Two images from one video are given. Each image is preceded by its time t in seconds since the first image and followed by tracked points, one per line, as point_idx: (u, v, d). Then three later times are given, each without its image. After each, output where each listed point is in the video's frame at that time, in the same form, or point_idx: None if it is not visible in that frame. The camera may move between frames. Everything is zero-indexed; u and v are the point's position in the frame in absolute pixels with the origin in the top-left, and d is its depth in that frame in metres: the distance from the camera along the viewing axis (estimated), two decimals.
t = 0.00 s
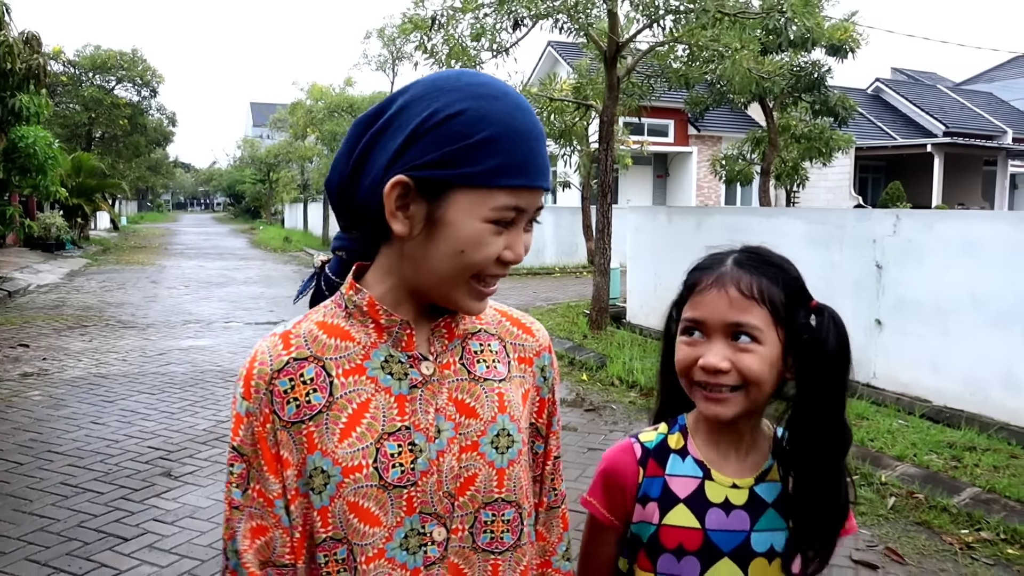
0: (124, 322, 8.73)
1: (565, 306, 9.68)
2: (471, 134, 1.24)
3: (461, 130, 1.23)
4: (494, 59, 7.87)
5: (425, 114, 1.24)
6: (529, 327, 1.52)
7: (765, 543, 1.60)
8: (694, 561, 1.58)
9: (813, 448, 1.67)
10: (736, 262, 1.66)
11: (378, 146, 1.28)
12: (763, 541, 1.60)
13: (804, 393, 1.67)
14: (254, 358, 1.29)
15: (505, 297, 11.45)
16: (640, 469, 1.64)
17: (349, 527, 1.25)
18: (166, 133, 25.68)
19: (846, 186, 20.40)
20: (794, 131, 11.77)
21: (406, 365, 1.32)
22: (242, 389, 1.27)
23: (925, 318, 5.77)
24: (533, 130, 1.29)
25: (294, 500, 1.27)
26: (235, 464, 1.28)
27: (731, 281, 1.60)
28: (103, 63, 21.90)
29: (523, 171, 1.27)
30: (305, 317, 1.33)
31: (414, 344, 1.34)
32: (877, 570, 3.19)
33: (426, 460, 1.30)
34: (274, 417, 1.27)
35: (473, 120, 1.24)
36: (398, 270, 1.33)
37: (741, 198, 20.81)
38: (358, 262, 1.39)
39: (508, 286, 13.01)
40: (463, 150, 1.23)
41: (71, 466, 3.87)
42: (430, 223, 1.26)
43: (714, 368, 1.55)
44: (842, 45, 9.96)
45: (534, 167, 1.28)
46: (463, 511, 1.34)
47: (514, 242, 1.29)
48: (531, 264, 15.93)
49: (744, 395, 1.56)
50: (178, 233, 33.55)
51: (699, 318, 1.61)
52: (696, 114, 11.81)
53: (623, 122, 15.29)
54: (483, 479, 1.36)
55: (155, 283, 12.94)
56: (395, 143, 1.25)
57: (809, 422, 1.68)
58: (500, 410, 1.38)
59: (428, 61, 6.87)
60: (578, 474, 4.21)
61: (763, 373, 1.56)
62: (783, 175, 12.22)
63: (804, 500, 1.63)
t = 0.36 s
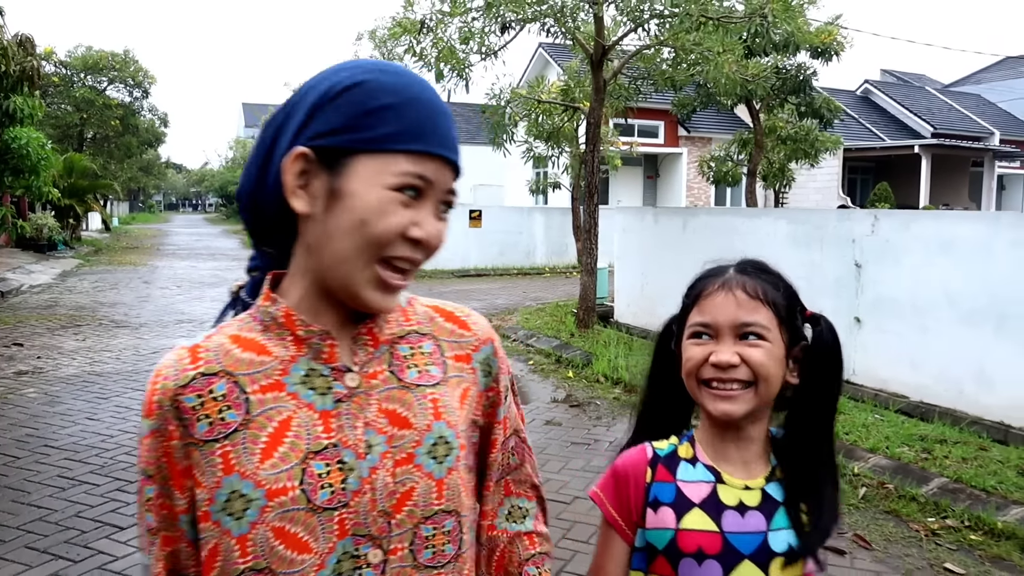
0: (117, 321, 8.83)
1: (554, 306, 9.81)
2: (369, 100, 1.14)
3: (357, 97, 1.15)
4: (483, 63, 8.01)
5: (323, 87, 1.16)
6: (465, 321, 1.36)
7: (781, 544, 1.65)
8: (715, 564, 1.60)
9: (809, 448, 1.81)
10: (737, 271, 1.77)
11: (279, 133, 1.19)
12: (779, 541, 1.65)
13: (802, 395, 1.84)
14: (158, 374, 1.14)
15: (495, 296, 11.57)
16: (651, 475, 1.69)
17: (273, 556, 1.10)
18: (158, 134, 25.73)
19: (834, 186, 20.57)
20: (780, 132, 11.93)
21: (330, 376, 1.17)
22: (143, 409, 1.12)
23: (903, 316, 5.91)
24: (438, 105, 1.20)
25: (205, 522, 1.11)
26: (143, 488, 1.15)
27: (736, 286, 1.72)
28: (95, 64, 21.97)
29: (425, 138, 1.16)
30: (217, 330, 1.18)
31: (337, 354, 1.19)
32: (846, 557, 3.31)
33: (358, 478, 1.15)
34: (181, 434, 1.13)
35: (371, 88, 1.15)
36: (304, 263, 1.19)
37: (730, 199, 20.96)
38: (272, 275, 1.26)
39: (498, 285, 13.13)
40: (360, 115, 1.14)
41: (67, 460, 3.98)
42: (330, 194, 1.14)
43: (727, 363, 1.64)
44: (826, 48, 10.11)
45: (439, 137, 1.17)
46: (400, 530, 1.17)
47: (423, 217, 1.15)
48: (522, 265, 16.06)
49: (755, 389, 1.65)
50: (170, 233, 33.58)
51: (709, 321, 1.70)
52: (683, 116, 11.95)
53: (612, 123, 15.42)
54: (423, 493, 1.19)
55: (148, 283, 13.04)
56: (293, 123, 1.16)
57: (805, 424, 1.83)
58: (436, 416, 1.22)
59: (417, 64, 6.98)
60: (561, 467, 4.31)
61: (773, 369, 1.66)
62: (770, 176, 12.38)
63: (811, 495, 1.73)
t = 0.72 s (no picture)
0: (102, 320, 8.91)
1: (535, 304, 9.95)
2: (307, 93, 1.17)
3: (297, 89, 1.17)
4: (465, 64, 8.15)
5: (266, 85, 1.20)
6: (414, 338, 1.31)
7: (844, 553, 1.64)
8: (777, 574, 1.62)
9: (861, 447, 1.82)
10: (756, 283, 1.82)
11: (228, 131, 1.23)
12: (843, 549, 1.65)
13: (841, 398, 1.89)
14: (101, 386, 1.16)
15: (478, 295, 11.70)
16: (704, 488, 1.71)
17: (216, 563, 1.13)
18: (143, 133, 25.67)
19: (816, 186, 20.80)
20: (759, 133, 12.11)
21: (267, 389, 1.17)
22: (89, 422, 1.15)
23: (871, 313, 6.09)
24: (381, 102, 1.21)
25: (147, 542, 1.12)
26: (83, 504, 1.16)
27: (764, 294, 1.76)
28: (79, 63, 21.93)
29: (363, 129, 1.16)
30: (161, 340, 1.20)
31: (276, 364, 1.19)
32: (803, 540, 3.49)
33: (298, 491, 1.14)
34: (124, 447, 1.15)
35: (311, 81, 1.18)
36: (243, 259, 1.20)
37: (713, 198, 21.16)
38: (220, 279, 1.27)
39: (481, 284, 13.24)
40: (297, 106, 1.16)
41: (55, 453, 4.09)
42: (267, 183, 1.15)
43: (777, 369, 1.67)
44: (803, 51, 10.28)
45: (378, 132, 1.18)
46: (344, 545, 1.16)
47: (358, 209, 1.15)
48: (506, 264, 16.19)
49: (803, 391, 1.68)
50: (154, 232, 33.48)
51: (747, 333, 1.73)
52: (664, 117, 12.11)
53: (596, 123, 15.54)
54: (366, 508, 1.17)
55: (133, 282, 13.09)
56: (239, 119, 1.20)
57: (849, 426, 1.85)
58: (377, 431, 1.19)
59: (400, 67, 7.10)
60: (536, 457, 4.46)
61: (820, 366, 1.70)
62: (750, 176, 12.55)
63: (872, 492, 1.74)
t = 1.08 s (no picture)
0: (77, 319, 8.95)
1: (509, 303, 10.10)
2: (364, 104, 1.13)
3: (352, 100, 1.13)
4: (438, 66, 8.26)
5: (317, 94, 1.15)
6: (457, 342, 1.33)
7: (834, 559, 1.63)
8: None
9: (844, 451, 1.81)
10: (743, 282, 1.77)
11: (275, 142, 1.17)
12: (832, 555, 1.62)
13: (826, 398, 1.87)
14: (157, 399, 1.09)
15: (453, 294, 11.82)
16: (695, 496, 1.65)
17: None
18: (117, 132, 25.53)
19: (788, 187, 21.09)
20: (728, 136, 12.32)
21: (327, 392, 1.13)
22: (149, 434, 1.07)
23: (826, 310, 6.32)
24: (431, 112, 1.18)
25: (235, 557, 1.05)
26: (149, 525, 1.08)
27: (757, 292, 1.72)
28: (52, 61, 21.79)
29: (421, 141, 1.14)
30: (211, 350, 1.14)
31: (333, 368, 1.15)
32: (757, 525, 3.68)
33: (365, 493, 1.10)
34: (190, 461, 1.07)
35: (365, 92, 1.14)
36: (299, 273, 1.15)
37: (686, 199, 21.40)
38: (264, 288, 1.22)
39: (457, 284, 13.35)
40: (352, 119, 1.12)
41: (33, 447, 4.18)
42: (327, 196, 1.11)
43: (772, 369, 1.62)
44: (770, 56, 10.47)
45: (434, 145, 1.15)
46: (412, 547, 1.13)
47: (420, 223, 1.12)
48: (481, 264, 16.31)
49: (797, 391, 1.64)
50: (129, 232, 33.29)
51: (739, 332, 1.68)
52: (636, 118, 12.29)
53: (572, 124, 15.66)
54: (431, 507, 1.15)
55: (107, 282, 13.10)
56: (290, 128, 1.15)
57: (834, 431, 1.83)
58: (438, 429, 1.18)
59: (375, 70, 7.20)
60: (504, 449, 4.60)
61: (811, 369, 1.66)
62: (720, 177, 12.76)
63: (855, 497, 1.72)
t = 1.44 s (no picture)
0: (76, 317, 9.11)
1: (502, 301, 10.26)
2: (336, 105, 1.11)
3: (324, 104, 1.12)
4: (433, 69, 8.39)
5: (301, 102, 1.15)
6: (506, 355, 1.28)
7: (812, 569, 1.67)
8: None
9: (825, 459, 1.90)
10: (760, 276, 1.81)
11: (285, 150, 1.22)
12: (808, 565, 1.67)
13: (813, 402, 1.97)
14: (193, 385, 1.16)
15: (448, 293, 11.98)
16: (677, 504, 1.67)
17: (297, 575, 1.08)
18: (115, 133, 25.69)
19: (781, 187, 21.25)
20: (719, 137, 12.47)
21: (358, 399, 1.14)
22: (176, 419, 1.14)
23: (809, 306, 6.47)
24: (414, 92, 1.12)
25: (231, 542, 1.10)
26: (162, 497, 1.16)
27: (773, 289, 1.76)
28: (51, 63, 21.91)
29: (396, 134, 1.09)
30: (254, 345, 1.18)
31: (366, 376, 1.16)
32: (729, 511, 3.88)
33: (385, 505, 1.11)
34: (208, 446, 1.13)
35: (336, 92, 1.11)
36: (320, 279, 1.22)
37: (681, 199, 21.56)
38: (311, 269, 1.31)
39: (452, 283, 13.51)
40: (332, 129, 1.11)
41: (37, 439, 4.33)
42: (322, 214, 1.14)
43: (777, 374, 1.66)
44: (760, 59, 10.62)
45: (416, 133, 1.10)
46: (429, 564, 1.12)
47: (411, 222, 1.11)
48: (476, 263, 16.46)
49: (797, 397, 1.69)
50: (128, 232, 33.46)
51: (750, 329, 1.72)
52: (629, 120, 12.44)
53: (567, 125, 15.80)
54: (453, 528, 1.14)
55: (106, 281, 13.26)
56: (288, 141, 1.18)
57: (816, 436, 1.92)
58: (468, 447, 1.17)
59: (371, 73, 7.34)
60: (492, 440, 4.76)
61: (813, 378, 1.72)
62: (712, 177, 12.91)
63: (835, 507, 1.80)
